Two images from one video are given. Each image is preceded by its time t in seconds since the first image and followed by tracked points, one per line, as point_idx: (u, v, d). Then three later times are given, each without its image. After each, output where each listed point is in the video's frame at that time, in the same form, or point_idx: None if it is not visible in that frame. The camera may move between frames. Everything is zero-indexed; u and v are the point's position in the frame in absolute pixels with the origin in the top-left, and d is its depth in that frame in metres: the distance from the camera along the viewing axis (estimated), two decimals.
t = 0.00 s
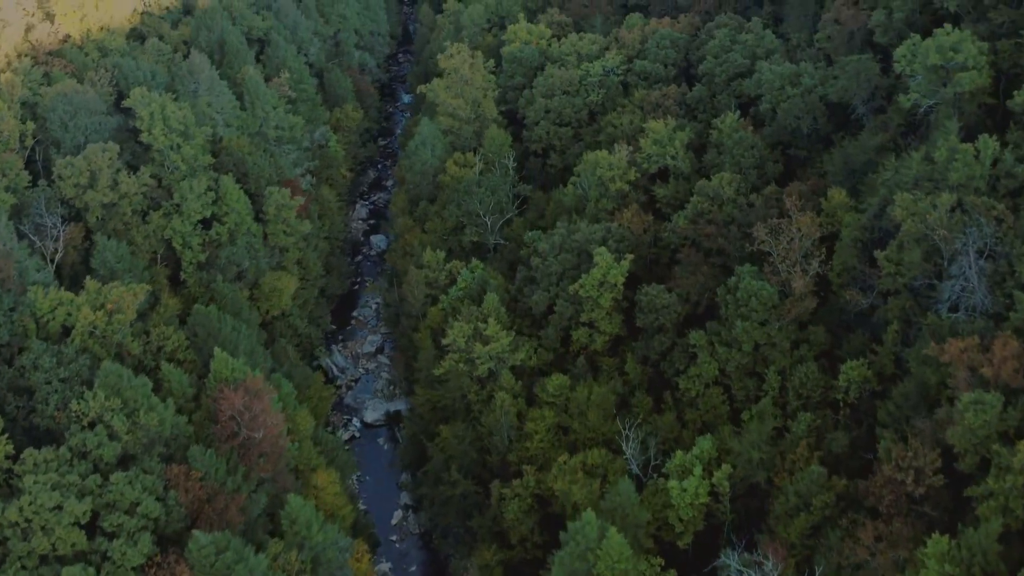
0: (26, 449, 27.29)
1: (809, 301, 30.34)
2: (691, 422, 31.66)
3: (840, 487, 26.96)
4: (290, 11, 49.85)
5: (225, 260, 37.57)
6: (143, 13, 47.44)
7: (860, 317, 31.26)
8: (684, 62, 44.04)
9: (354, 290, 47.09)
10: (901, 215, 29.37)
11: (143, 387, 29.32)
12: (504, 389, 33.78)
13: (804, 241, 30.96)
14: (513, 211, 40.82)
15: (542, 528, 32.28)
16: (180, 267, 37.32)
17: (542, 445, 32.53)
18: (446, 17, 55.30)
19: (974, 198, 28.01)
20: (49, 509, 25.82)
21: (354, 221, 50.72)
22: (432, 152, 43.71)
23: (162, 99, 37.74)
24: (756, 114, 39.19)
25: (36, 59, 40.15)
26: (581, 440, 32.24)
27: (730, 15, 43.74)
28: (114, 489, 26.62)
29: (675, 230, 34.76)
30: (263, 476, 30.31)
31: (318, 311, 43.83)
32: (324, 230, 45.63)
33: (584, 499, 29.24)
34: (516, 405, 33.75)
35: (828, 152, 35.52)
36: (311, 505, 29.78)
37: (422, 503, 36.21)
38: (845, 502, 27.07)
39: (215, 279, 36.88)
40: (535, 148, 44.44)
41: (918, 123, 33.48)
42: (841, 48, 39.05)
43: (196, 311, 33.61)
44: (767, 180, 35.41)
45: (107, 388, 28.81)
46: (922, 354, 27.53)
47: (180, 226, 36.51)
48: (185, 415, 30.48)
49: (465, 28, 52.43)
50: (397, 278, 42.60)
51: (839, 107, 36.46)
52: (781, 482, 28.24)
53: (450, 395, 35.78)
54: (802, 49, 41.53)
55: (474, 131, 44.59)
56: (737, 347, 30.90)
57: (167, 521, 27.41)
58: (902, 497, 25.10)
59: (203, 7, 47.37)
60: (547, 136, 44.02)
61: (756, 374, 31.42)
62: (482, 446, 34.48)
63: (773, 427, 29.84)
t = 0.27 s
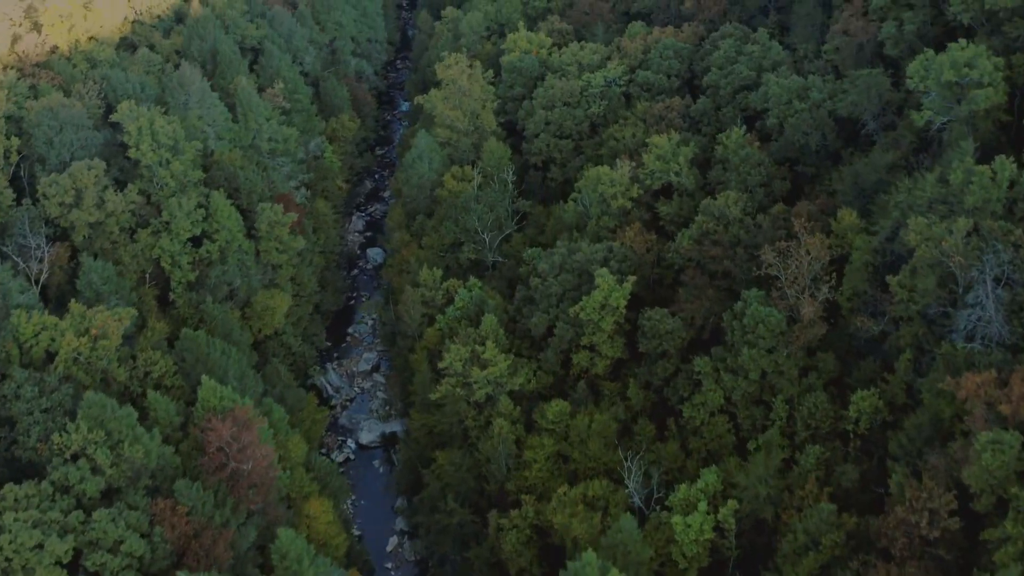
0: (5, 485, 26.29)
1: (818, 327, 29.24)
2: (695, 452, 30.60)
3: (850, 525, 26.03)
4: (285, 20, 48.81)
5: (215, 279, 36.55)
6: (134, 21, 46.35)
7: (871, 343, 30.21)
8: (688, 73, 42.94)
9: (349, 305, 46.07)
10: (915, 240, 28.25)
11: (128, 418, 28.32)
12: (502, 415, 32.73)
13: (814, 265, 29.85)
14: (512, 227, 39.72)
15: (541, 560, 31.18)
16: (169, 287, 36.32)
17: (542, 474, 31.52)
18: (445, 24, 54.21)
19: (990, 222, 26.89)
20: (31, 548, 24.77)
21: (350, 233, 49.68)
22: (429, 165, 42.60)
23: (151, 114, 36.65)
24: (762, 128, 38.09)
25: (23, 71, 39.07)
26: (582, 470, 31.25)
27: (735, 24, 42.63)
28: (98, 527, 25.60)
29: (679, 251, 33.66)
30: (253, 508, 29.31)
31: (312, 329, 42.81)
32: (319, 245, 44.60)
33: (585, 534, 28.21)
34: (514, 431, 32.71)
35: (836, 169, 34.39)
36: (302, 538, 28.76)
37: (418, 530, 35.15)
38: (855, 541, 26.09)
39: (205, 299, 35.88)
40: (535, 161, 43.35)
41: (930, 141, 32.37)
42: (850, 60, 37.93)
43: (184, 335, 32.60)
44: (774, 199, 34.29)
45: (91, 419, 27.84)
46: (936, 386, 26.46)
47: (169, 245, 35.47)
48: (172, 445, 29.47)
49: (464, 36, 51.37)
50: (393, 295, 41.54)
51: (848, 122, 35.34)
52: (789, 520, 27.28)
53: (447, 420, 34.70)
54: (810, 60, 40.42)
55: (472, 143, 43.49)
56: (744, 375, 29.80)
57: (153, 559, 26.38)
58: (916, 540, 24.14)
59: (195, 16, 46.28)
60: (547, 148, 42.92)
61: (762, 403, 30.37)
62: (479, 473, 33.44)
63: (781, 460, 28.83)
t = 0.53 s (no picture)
0: None
1: (827, 352, 28.26)
2: (698, 479, 29.66)
3: (860, 559, 25.06)
4: (280, 27, 47.80)
5: (206, 296, 35.65)
6: (126, 28, 45.38)
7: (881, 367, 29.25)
8: (691, 83, 42.02)
9: (345, 319, 45.16)
10: (927, 262, 27.30)
11: (114, 445, 27.42)
12: (500, 438, 31.81)
13: (822, 287, 28.89)
14: (511, 241, 38.78)
15: None
16: (159, 305, 35.41)
17: (541, 501, 30.64)
18: (443, 30, 53.27)
19: (1006, 245, 25.93)
20: None
21: (346, 245, 48.77)
22: (426, 177, 41.64)
23: (140, 127, 35.68)
24: (768, 141, 37.14)
25: (10, 82, 38.12)
26: (582, 496, 30.36)
27: (739, 33, 41.70)
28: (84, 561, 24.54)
29: (682, 269, 32.68)
30: (243, 537, 28.41)
31: (307, 344, 41.92)
32: (314, 258, 43.68)
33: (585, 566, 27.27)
34: (513, 455, 31.79)
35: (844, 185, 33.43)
36: (294, 569, 27.86)
37: (414, 555, 34.22)
38: None
39: (196, 318, 34.98)
40: (535, 173, 42.42)
41: (942, 156, 31.42)
42: (858, 71, 36.97)
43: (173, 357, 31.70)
44: (781, 215, 33.30)
45: (75, 447, 26.94)
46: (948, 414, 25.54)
47: (158, 262, 34.56)
48: (160, 472, 28.58)
49: (462, 43, 50.46)
50: (389, 310, 40.62)
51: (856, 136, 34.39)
52: (796, 553, 26.34)
53: (443, 442, 33.76)
54: (816, 70, 39.48)
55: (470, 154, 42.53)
56: (750, 400, 28.85)
57: None
58: None
59: (188, 23, 45.27)
60: (547, 159, 41.97)
61: (768, 428, 29.42)
62: (477, 498, 32.52)
63: (788, 489, 27.89)
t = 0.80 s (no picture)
0: None
1: (835, 378, 27.31)
2: (702, 507, 28.73)
3: None
4: (275, 33, 46.97)
5: (197, 315, 34.78)
6: (118, 37, 44.56)
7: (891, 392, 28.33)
8: (695, 93, 41.07)
9: (341, 334, 44.26)
10: (940, 285, 26.35)
11: (100, 475, 26.56)
12: (498, 463, 30.91)
13: (831, 310, 27.96)
14: (510, 257, 37.86)
15: None
16: (149, 324, 34.57)
17: (540, 529, 29.74)
18: (441, 37, 52.31)
19: (1023, 269, 24.98)
20: None
21: (343, 256, 47.87)
22: (424, 189, 40.68)
23: (129, 140, 34.77)
24: (774, 154, 36.17)
25: None
26: (582, 524, 29.48)
27: (744, 42, 40.74)
28: None
29: (685, 289, 31.70)
30: (233, 567, 27.55)
31: (302, 360, 41.04)
32: (309, 272, 42.79)
33: None
34: (511, 481, 30.88)
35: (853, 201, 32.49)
36: None
37: None
38: None
39: (186, 337, 34.11)
40: (535, 185, 41.48)
41: (954, 173, 30.49)
42: (866, 82, 36.01)
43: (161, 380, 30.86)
44: (788, 233, 32.37)
45: (60, 477, 26.08)
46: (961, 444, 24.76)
47: (148, 280, 33.67)
48: (147, 501, 27.70)
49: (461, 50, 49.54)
50: (386, 325, 39.71)
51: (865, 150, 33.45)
52: None
53: (440, 465, 32.86)
54: (823, 81, 38.53)
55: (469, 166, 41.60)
56: (756, 427, 27.92)
57: None
58: None
59: (181, 31, 44.34)
60: (547, 171, 41.04)
61: (774, 455, 28.50)
62: (474, 523, 31.62)
63: (794, 520, 26.97)
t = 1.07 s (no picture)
0: None
1: (846, 411, 26.22)
2: (707, 542, 27.67)
3: None
4: (269, 42, 45.74)
5: (186, 337, 33.82)
6: (108, 46, 43.53)
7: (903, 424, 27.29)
8: (699, 106, 39.97)
9: (336, 351, 43.19)
10: (956, 316, 25.27)
11: (83, 511, 25.58)
12: (496, 494, 29.89)
13: (842, 339, 26.88)
14: (508, 275, 36.79)
15: None
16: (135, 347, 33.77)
17: (538, 563, 28.74)
18: (440, 45, 51.23)
19: None
20: None
21: (338, 270, 46.81)
22: (421, 205, 39.59)
23: (116, 156, 33.75)
24: (781, 171, 35.07)
25: None
26: (582, 559, 28.48)
27: (750, 53, 39.64)
28: None
29: (690, 314, 30.63)
30: None
31: (295, 380, 40.01)
32: (303, 288, 41.75)
33: None
34: (509, 512, 29.87)
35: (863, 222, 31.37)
36: None
37: None
38: None
39: (174, 361, 33.13)
40: (535, 200, 40.41)
41: (968, 195, 29.41)
42: (876, 97, 34.91)
43: (147, 409, 29.81)
44: (796, 255, 31.25)
45: (40, 514, 25.10)
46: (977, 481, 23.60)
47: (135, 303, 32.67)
48: (132, 536, 26.73)
49: (460, 59, 48.48)
50: (381, 345, 38.68)
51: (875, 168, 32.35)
52: None
53: (436, 494, 31.83)
54: (831, 95, 37.44)
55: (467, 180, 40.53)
56: (763, 461, 26.86)
57: None
58: None
59: (172, 41, 43.25)
60: (547, 186, 39.95)
61: (782, 490, 27.43)
62: (470, 555, 30.61)
63: (802, 559, 25.96)
